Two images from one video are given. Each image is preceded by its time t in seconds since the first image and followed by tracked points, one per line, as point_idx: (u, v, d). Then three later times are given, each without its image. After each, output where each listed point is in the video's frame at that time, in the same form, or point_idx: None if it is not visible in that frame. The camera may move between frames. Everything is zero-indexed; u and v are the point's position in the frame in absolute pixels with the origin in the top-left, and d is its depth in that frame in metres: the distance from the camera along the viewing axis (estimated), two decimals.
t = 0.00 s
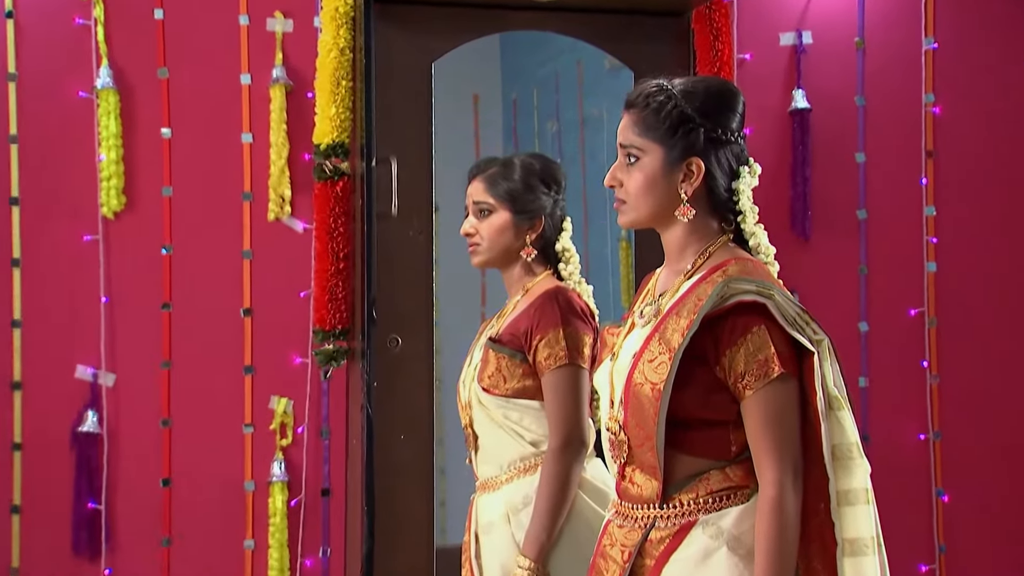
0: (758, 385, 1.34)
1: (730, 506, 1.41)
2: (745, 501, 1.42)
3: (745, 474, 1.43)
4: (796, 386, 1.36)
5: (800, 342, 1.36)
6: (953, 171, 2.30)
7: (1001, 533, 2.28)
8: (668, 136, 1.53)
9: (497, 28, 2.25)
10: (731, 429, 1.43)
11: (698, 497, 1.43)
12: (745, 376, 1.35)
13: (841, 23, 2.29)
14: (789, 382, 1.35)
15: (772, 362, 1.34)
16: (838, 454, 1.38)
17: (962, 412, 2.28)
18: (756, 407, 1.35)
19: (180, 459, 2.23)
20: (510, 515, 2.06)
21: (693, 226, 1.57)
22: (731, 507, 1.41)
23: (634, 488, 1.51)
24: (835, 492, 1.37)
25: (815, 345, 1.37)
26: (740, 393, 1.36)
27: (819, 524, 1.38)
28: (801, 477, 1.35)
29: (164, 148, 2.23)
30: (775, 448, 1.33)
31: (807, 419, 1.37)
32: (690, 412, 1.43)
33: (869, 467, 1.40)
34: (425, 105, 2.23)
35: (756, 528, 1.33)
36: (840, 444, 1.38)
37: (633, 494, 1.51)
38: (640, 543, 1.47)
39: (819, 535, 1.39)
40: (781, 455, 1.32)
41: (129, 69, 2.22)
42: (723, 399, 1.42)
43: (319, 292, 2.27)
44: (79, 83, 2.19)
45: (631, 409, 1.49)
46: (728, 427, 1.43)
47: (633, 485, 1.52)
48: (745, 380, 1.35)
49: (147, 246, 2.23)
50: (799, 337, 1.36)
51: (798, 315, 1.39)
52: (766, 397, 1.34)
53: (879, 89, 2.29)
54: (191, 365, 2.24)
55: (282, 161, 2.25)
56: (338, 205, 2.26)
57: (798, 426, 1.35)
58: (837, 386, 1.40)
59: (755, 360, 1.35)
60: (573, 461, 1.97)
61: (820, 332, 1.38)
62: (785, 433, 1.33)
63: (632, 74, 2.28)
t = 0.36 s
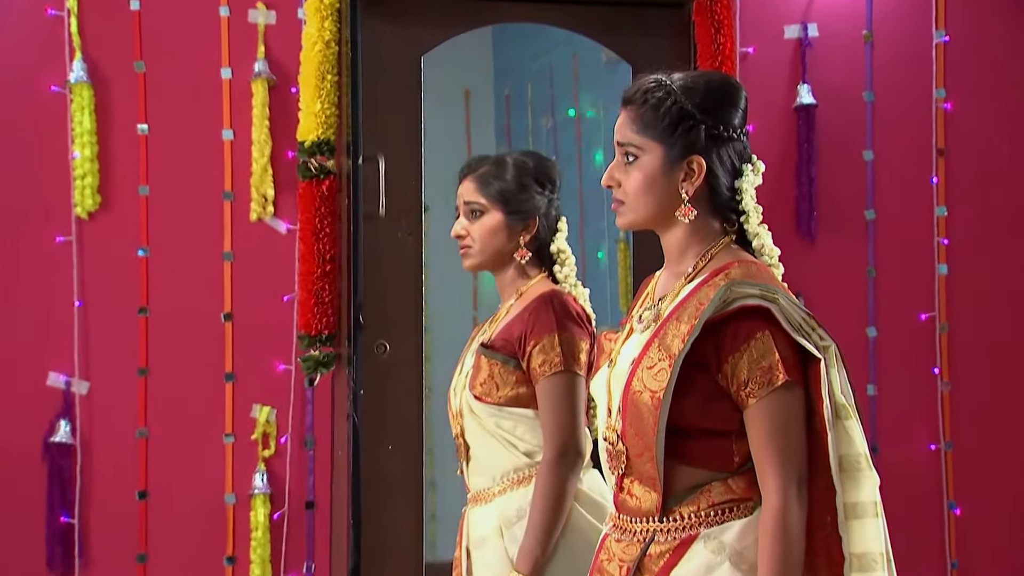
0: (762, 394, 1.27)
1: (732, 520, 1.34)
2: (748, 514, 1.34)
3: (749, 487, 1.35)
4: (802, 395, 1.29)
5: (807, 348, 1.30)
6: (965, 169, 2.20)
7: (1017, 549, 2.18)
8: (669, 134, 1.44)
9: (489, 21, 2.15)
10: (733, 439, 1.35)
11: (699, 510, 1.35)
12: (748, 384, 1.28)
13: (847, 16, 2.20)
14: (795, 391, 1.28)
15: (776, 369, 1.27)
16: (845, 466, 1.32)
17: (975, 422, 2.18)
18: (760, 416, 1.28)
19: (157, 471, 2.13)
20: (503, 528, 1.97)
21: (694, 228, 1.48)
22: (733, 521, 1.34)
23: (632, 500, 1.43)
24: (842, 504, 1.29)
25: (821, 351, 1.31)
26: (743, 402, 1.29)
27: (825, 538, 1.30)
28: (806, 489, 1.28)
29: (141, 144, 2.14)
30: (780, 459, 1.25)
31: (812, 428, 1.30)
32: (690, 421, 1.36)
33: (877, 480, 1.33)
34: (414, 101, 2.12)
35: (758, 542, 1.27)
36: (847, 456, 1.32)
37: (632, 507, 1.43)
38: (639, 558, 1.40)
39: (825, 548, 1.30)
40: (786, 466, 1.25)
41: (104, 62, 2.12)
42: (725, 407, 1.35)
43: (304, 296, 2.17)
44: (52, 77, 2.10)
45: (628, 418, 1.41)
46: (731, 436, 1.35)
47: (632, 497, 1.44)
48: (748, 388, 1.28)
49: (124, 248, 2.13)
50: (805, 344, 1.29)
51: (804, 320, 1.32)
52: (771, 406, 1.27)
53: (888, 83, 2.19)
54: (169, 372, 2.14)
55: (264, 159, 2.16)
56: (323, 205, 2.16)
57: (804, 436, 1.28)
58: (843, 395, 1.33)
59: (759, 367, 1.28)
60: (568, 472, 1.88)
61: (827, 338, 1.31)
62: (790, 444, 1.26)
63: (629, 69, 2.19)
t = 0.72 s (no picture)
0: (764, 405, 1.21)
1: (732, 536, 1.27)
2: (748, 530, 1.28)
3: (750, 500, 1.29)
4: (804, 405, 1.23)
5: (810, 357, 1.24)
6: (978, 170, 2.09)
7: None
8: (667, 132, 1.35)
9: (478, 14, 2.06)
10: (733, 451, 1.29)
11: (698, 526, 1.29)
12: (749, 394, 1.23)
13: (852, 9, 2.11)
14: (798, 402, 1.22)
15: (779, 380, 1.22)
16: (851, 479, 1.25)
17: (986, 434, 2.08)
18: (762, 427, 1.22)
19: (131, 485, 2.04)
20: (493, 544, 1.87)
21: (693, 231, 1.39)
22: (733, 536, 1.27)
23: (627, 515, 1.36)
24: (847, 519, 1.23)
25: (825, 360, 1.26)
26: (743, 412, 1.24)
27: (829, 556, 1.23)
28: (808, 503, 1.22)
29: (114, 143, 2.04)
30: (781, 472, 1.20)
31: (816, 440, 1.23)
32: (688, 433, 1.29)
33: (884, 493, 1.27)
34: (399, 98, 2.04)
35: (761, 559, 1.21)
36: (853, 468, 1.25)
37: (627, 522, 1.37)
38: None
39: (829, 565, 1.23)
40: (788, 481, 1.20)
41: (75, 57, 2.03)
42: (725, 418, 1.28)
43: (284, 301, 2.07)
44: (21, 73, 2.01)
45: (624, 429, 1.34)
46: (731, 448, 1.29)
47: (627, 511, 1.37)
48: (749, 398, 1.22)
49: (96, 251, 2.04)
50: (808, 351, 1.23)
51: (807, 327, 1.26)
52: (772, 419, 1.21)
53: (895, 79, 2.10)
54: (142, 381, 2.05)
55: (243, 159, 2.06)
56: (304, 207, 2.07)
57: (806, 450, 1.22)
58: (848, 405, 1.27)
59: (760, 377, 1.22)
60: (561, 485, 1.78)
61: (831, 345, 1.26)
62: (793, 456, 1.21)
63: (625, 64, 2.09)
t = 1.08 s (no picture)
0: (765, 419, 1.12)
1: (732, 555, 1.19)
2: (748, 549, 1.19)
3: (749, 518, 1.20)
4: (808, 419, 1.14)
5: (814, 367, 1.15)
6: (989, 172, 2.00)
7: None
8: (663, 132, 1.25)
9: (465, 9, 1.98)
10: (733, 467, 1.19)
11: (695, 545, 1.21)
12: (750, 407, 1.13)
13: (856, 3, 2.01)
14: (801, 415, 1.13)
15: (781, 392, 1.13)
16: (856, 496, 1.17)
17: (998, 449, 1.98)
18: (763, 442, 1.13)
19: (99, 502, 1.94)
20: (478, 564, 1.77)
21: (690, 236, 1.30)
22: (733, 556, 1.19)
23: (621, 534, 1.28)
24: (852, 538, 1.14)
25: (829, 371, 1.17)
26: (743, 426, 1.14)
27: None
28: (811, 522, 1.13)
29: (82, 143, 1.95)
30: (784, 488, 1.11)
31: (818, 456, 1.14)
32: (685, 447, 1.20)
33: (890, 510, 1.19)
34: (382, 97, 1.96)
35: None
36: (859, 484, 1.17)
37: (621, 541, 1.28)
38: None
39: None
40: (791, 498, 1.11)
41: (41, 54, 1.94)
42: (724, 432, 1.19)
43: (260, 309, 1.98)
44: None
45: (617, 443, 1.25)
46: (730, 464, 1.20)
47: (620, 530, 1.29)
48: (749, 412, 1.13)
49: (63, 256, 1.95)
50: (813, 362, 1.14)
51: (811, 337, 1.17)
52: (773, 434, 1.12)
53: (901, 77, 2.00)
54: (111, 392, 1.95)
55: (217, 160, 1.97)
56: (281, 211, 1.98)
57: (810, 468, 1.13)
58: (852, 419, 1.19)
59: (762, 389, 1.13)
60: (549, 503, 1.68)
61: (836, 356, 1.17)
62: (796, 473, 1.12)
63: (618, 60, 2.00)
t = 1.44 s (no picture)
0: (765, 432, 1.09)
1: None
2: (743, 569, 1.15)
3: (743, 537, 1.17)
4: (806, 433, 1.12)
5: (813, 379, 1.13)
6: (993, 176, 1.91)
7: None
8: (654, 135, 1.20)
9: (446, 3, 1.90)
10: (727, 483, 1.16)
11: (687, 565, 1.17)
12: (748, 421, 1.10)
13: None
14: (800, 429, 1.11)
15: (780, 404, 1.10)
16: (855, 514, 1.14)
17: (1002, 465, 1.89)
18: (761, 457, 1.10)
19: (57, 522, 1.84)
20: None
21: (680, 243, 1.24)
22: None
23: (608, 555, 1.23)
24: (851, 558, 1.12)
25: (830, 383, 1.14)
26: (740, 441, 1.11)
27: None
28: (808, 540, 1.11)
29: (39, 143, 1.85)
30: (783, 504, 1.08)
31: (817, 471, 1.12)
32: (678, 464, 1.16)
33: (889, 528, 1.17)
34: (356, 96, 1.88)
35: None
36: (859, 502, 1.14)
37: (608, 563, 1.23)
38: None
39: None
40: (789, 516, 1.08)
41: None
42: (719, 447, 1.15)
43: (227, 319, 1.88)
44: None
45: (606, 459, 1.20)
46: (725, 480, 1.16)
47: (608, 550, 1.23)
48: (747, 426, 1.11)
49: (19, 263, 1.85)
50: (812, 373, 1.12)
51: (811, 348, 1.15)
52: (771, 448, 1.10)
53: (901, 76, 1.91)
54: (70, 407, 1.85)
55: (183, 162, 1.87)
56: (250, 215, 1.89)
57: (807, 484, 1.11)
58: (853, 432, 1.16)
59: (760, 402, 1.11)
60: (528, 524, 1.59)
61: (836, 367, 1.15)
62: (794, 489, 1.09)
63: (605, 58, 1.92)
